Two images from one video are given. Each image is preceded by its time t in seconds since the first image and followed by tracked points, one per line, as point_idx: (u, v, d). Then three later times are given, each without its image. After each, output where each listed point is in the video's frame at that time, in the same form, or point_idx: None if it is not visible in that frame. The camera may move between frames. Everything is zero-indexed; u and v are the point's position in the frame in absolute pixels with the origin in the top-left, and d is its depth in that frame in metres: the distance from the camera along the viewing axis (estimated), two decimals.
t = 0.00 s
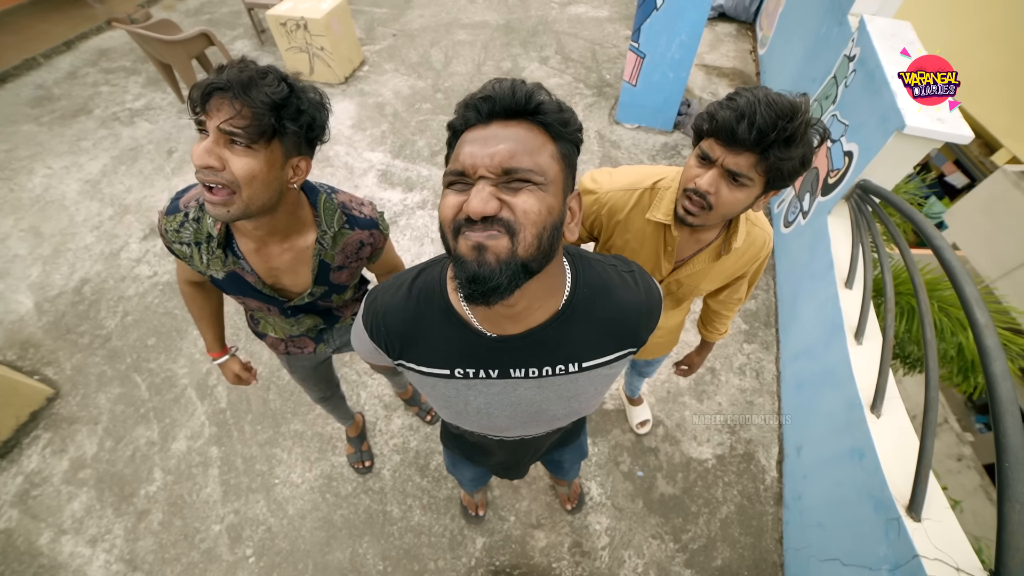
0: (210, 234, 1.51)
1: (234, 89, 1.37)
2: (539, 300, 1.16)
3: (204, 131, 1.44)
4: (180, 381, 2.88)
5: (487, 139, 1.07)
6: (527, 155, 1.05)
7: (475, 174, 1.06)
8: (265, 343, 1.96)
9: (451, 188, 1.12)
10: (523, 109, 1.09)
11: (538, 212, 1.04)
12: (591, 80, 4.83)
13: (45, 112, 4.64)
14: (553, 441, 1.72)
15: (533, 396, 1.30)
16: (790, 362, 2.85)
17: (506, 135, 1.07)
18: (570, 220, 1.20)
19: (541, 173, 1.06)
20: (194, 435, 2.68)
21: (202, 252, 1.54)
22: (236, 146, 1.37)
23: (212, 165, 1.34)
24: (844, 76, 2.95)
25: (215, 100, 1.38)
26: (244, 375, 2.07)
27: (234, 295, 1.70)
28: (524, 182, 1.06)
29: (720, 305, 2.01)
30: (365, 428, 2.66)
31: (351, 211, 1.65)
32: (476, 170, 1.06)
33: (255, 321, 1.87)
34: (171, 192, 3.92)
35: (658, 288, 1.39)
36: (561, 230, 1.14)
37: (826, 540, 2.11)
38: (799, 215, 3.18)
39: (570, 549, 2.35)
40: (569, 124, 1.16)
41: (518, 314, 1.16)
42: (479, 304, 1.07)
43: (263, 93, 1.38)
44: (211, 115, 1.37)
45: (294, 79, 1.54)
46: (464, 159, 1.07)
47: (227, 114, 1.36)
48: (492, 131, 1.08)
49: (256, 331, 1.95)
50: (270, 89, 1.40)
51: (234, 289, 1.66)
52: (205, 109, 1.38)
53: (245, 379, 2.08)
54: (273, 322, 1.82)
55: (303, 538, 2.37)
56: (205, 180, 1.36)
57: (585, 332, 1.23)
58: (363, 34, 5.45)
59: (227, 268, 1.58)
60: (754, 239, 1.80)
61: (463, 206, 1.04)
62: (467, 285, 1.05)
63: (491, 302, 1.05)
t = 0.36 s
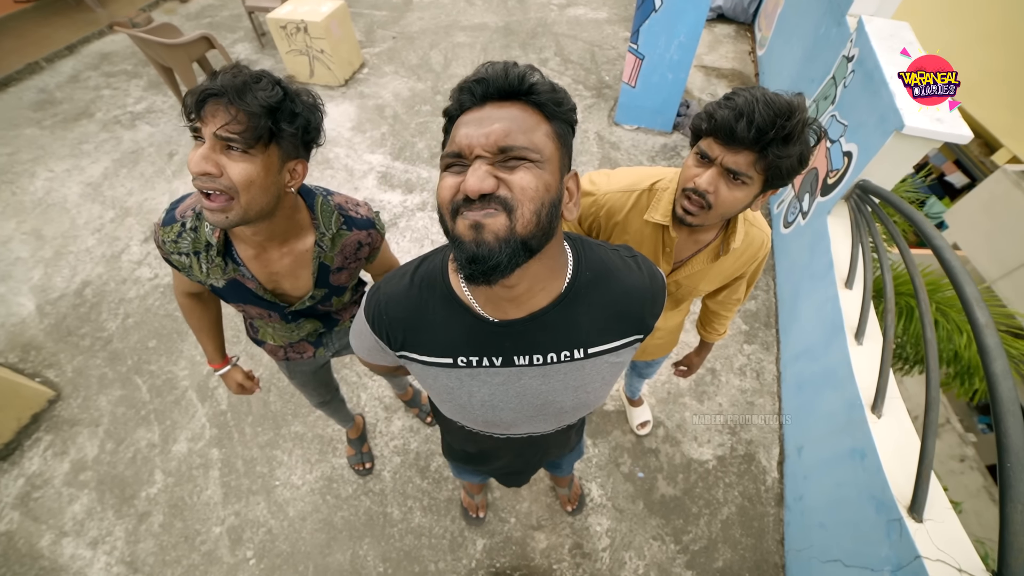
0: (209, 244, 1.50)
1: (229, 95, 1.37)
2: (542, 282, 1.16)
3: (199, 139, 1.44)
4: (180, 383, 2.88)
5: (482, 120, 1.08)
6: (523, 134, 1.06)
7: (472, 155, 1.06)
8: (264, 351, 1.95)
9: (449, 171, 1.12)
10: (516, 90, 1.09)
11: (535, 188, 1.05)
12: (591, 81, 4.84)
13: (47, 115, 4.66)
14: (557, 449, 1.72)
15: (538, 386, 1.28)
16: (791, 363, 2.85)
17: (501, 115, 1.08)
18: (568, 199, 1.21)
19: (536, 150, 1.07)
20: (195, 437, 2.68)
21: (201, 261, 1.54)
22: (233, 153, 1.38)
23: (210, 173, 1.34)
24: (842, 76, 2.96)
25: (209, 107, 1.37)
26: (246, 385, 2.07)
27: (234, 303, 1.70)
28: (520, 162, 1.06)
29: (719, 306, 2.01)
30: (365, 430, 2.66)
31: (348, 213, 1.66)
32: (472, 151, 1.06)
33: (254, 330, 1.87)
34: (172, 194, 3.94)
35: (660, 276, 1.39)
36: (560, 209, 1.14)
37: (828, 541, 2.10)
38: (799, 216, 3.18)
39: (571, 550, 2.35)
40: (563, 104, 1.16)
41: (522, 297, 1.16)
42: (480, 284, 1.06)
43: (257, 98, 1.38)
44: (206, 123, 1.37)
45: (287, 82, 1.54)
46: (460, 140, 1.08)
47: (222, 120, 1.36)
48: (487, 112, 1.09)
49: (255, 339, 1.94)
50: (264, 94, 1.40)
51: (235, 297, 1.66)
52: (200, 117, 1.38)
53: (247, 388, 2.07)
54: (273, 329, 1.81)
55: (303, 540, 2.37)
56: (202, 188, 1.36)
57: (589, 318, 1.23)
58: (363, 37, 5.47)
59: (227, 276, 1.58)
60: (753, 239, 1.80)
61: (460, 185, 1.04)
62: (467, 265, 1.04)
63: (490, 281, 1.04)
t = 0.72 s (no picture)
0: (207, 251, 1.49)
1: (224, 101, 1.37)
2: (542, 288, 1.17)
3: (195, 147, 1.44)
4: (181, 386, 2.89)
5: (485, 126, 1.07)
6: (527, 141, 1.06)
7: (474, 162, 1.06)
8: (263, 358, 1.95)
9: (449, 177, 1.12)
10: (518, 95, 1.09)
11: (539, 197, 1.05)
12: (590, 83, 4.86)
13: (48, 119, 4.68)
14: (555, 445, 1.74)
15: (539, 389, 1.29)
16: (791, 364, 2.85)
17: (503, 121, 1.08)
18: (569, 205, 1.22)
19: (540, 158, 1.07)
20: (195, 439, 2.69)
21: (201, 270, 1.53)
22: (230, 159, 1.38)
23: (207, 180, 1.34)
24: (841, 77, 2.96)
25: (205, 114, 1.37)
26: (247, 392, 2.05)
27: (233, 310, 1.69)
28: (522, 168, 1.06)
29: (717, 306, 2.01)
30: (365, 433, 2.67)
31: (345, 215, 1.67)
32: (475, 158, 1.06)
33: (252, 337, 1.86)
34: (173, 198, 3.95)
35: (658, 277, 1.40)
36: (562, 215, 1.15)
37: (828, 542, 2.10)
38: (797, 216, 3.19)
39: (571, 552, 2.35)
40: (566, 108, 1.17)
41: (522, 302, 1.16)
42: (482, 292, 1.07)
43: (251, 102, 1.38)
44: (202, 131, 1.37)
45: (281, 87, 1.54)
46: (462, 146, 1.07)
47: (218, 127, 1.36)
48: (489, 118, 1.09)
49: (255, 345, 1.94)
50: (260, 99, 1.40)
51: (234, 305, 1.66)
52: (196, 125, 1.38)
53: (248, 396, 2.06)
54: (272, 336, 1.81)
55: (303, 542, 2.37)
56: (200, 195, 1.36)
57: (588, 321, 1.24)
58: (363, 40, 5.49)
59: (227, 283, 1.57)
60: (749, 238, 1.80)
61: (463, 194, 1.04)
62: (471, 275, 1.05)
63: (494, 291, 1.06)
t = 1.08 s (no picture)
0: (208, 256, 1.49)
1: (220, 106, 1.36)
2: (545, 291, 1.17)
3: (193, 152, 1.43)
4: (183, 386, 2.90)
5: (486, 134, 1.07)
6: (529, 148, 1.06)
7: (477, 170, 1.06)
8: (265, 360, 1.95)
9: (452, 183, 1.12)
10: (518, 102, 1.08)
11: (540, 205, 1.06)
12: (589, 83, 4.86)
13: (50, 121, 4.71)
14: (556, 440, 1.74)
15: (540, 388, 1.30)
16: (791, 363, 2.85)
17: (505, 129, 1.07)
18: (571, 210, 1.23)
19: (542, 165, 1.07)
20: (196, 440, 2.70)
21: (202, 275, 1.53)
22: (228, 164, 1.38)
23: (206, 186, 1.34)
24: (841, 75, 2.96)
25: (201, 118, 1.37)
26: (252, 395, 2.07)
27: (235, 313, 1.70)
28: (524, 175, 1.06)
29: (716, 304, 2.00)
30: (366, 433, 2.67)
31: (344, 216, 1.68)
32: (476, 166, 1.06)
33: (254, 341, 1.86)
34: (174, 199, 3.96)
35: (659, 278, 1.40)
36: (564, 220, 1.15)
37: (828, 541, 2.09)
38: (798, 216, 3.18)
39: (572, 551, 2.35)
40: (566, 114, 1.16)
41: (526, 304, 1.16)
42: (487, 299, 1.08)
43: (248, 105, 1.38)
44: (200, 136, 1.37)
45: (277, 90, 1.54)
46: (463, 154, 1.07)
47: (215, 132, 1.36)
48: (490, 126, 1.08)
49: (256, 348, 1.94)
50: (256, 103, 1.40)
51: (237, 308, 1.66)
52: (193, 130, 1.38)
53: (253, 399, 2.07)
54: (274, 339, 1.82)
55: (304, 541, 2.37)
56: (200, 201, 1.36)
57: (590, 323, 1.24)
58: (363, 41, 5.51)
59: (228, 288, 1.58)
60: (747, 236, 1.80)
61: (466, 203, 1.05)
62: (475, 281, 1.06)
63: (497, 296, 1.07)
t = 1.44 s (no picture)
0: (208, 260, 1.49)
1: (220, 110, 1.37)
2: (549, 285, 1.17)
3: (194, 157, 1.44)
4: (183, 387, 2.91)
5: (494, 131, 1.06)
6: (538, 145, 1.06)
7: (486, 168, 1.07)
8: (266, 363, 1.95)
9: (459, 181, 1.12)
10: (526, 99, 1.08)
11: (549, 203, 1.06)
12: (590, 85, 4.87)
13: (52, 123, 4.72)
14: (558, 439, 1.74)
15: (546, 381, 1.30)
16: (791, 363, 2.85)
17: (513, 126, 1.06)
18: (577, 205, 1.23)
19: (550, 162, 1.07)
20: (197, 440, 2.70)
21: (202, 278, 1.53)
22: (227, 169, 1.39)
23: (206, 191, 1.35)
24: (840, 76, 2.96)
25: (201, 123, 1.38)
26: (251, 399, 2.05)
27: (235, 317, 1.70)
28: (533, 172, 1.07)
29: (714, 305, 2.01)
30: (366, 433, 2.67)
31: (344, 219, 1.69)
32: (486, 164, 1.06)
33: (255, 344, 1.87)
34: (175, 200, 3.97)
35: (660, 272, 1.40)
36: (571, 215, 1.16)
37: (828, 542, 2.10)
38: (798, 217, 3.18)
39: (572, 552, 2.35)
40: (573, 110, 1.15)
41: (532, 298, 1.16)
42: (499, 299, 1.10)
43: (247, 110, 1.38)
44: (199, 141, 1.38)
45: (277, 93, 1.54)
46: (472, 151, 1.07)
47: (214, 137, 1.36)
48: (498, 123, 1.08)
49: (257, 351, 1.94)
50: (256, 107, 1.40)
51: (237, 312, 1.67)
52: (193, 135, 1.39)
53: (252, 403, 2.05)
54: (275, 342, 1.82)
55: (304, 542, 2.38)
56: (199, 205, 1.37)
57: (593, 316, 1.24)
58: (363, 42, 5.52)
59: (229, 291, 1.58)
60: (745, 235, 1.80)
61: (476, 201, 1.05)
62: (487, 283, 1.07)
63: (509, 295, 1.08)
